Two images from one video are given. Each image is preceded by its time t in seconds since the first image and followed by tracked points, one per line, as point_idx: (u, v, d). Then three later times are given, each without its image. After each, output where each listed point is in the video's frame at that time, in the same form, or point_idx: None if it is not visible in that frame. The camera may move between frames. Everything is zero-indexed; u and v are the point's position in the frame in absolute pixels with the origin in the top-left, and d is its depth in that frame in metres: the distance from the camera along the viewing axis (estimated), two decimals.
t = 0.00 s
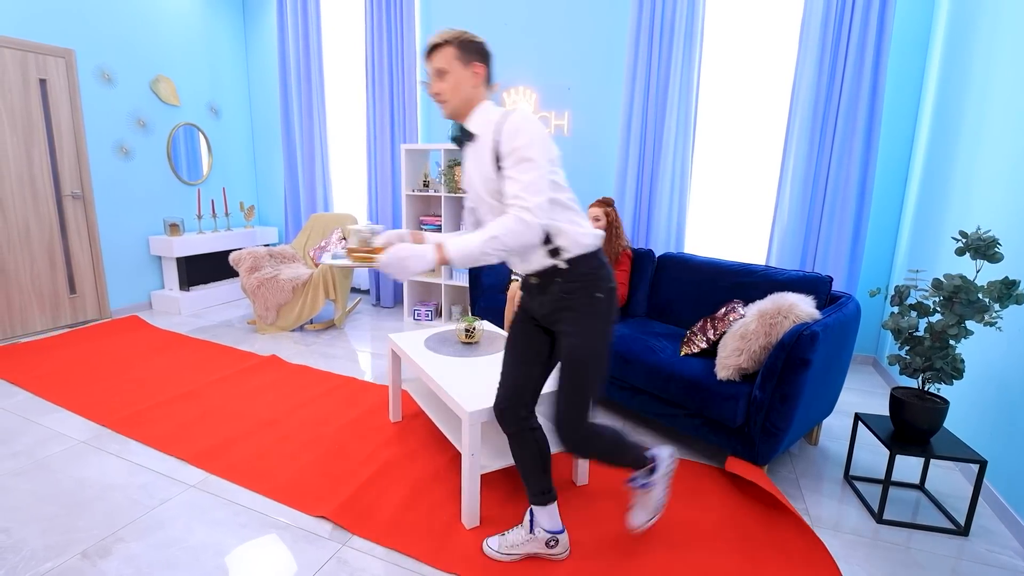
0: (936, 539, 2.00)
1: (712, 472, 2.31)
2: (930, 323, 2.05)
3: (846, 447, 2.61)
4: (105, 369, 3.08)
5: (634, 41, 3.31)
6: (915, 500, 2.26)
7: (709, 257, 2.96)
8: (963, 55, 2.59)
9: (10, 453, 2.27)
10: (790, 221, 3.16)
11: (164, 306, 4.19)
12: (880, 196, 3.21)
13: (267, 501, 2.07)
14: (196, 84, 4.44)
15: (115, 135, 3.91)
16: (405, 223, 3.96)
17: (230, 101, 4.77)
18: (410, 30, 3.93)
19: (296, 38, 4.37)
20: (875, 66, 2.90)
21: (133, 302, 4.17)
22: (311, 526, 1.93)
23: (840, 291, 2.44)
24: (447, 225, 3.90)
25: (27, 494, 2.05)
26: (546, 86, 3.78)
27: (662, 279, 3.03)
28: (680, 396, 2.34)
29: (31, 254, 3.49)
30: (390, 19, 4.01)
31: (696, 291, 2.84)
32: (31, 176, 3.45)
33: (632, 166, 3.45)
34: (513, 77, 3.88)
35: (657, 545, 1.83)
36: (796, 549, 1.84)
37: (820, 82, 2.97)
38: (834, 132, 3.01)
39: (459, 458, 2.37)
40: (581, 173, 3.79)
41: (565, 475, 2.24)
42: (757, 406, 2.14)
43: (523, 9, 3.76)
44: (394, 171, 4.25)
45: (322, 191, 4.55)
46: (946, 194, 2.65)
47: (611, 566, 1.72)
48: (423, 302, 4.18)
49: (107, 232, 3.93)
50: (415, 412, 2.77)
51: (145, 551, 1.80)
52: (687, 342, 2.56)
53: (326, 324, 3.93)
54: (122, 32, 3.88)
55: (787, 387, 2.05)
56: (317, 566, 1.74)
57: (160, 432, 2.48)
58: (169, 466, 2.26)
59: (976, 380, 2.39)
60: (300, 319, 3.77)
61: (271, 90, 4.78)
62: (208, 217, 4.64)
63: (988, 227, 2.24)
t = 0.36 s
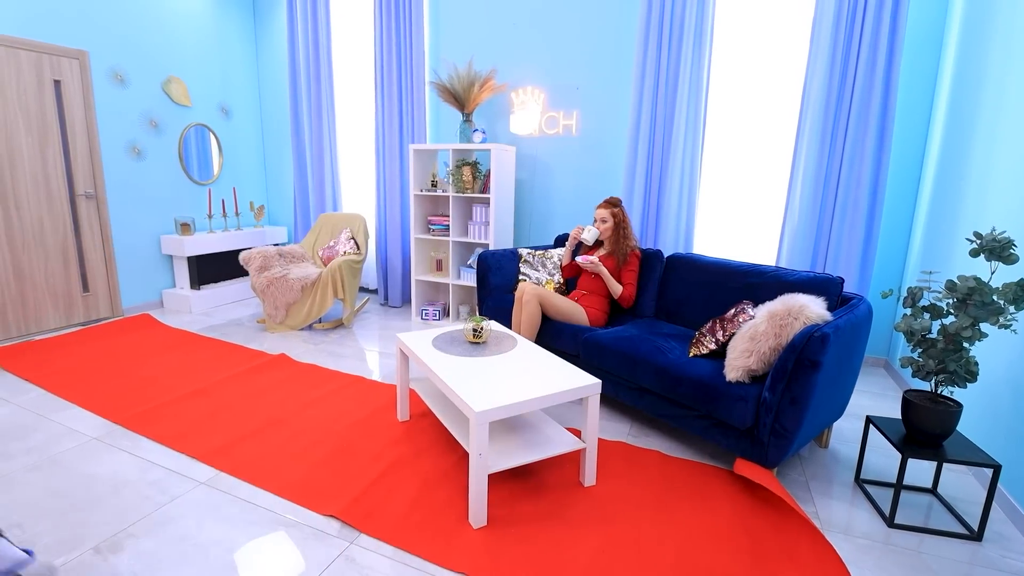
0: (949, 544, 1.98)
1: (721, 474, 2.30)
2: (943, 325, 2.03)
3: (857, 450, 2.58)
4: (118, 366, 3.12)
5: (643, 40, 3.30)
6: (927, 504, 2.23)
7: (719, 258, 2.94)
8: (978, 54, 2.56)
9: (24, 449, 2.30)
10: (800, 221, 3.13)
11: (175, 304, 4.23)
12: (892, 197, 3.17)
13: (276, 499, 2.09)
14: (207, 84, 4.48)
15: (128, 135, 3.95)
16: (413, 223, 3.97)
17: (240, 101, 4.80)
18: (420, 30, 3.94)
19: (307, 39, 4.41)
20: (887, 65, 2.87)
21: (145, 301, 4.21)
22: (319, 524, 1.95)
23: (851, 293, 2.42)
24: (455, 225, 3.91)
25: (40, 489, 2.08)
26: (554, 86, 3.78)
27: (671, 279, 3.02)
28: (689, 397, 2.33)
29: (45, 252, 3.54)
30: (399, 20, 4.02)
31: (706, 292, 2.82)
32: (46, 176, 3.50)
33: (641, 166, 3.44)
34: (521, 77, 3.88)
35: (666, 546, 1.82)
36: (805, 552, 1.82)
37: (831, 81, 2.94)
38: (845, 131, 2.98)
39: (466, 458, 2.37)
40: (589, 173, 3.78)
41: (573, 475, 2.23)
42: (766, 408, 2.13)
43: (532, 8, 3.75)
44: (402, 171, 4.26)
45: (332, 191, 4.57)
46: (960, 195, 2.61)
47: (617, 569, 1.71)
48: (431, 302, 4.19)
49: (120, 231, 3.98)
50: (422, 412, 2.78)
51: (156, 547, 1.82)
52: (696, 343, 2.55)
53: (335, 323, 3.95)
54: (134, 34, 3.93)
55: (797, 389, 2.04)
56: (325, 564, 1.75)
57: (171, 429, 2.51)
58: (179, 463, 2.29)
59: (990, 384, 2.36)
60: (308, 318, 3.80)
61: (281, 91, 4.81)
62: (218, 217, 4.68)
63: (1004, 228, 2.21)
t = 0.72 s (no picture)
0: (952, 545, 1.97)
1: (722, 474, 2.30)
2: (947, 325, 2.02)
3: (861, 451, 2.57)
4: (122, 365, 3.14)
5: (647, 40, 3.30)
6: (931, 506, 2.22)
7: (722, 258, 2.93)
8: (983, 53, 2.54)
9: (28, 447, 2.31)
10: (804, 221, 3.12)
11: (177, 303, 4.24)
12: (896, 196, 3.16)
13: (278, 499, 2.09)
14: (211, 84, 4.49)
15: (131, 135, 3.96)
16: (416, 223, 3.97)
17: (243, 101, 4.81)
18: (422, 31, 3.94)
19: (309, 39, 4.41)
20: (891, 64, 2.86)
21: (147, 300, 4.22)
22: (322, 523, 1.95)
23: (854, 293, 2.41)
24: (457, 225, 3.91)
25: (44, 488, 2.08)
26: (557, 86, 3.78)
27: (674, 279, 3.01)
28: (691, 398, 2.33)
29: (48, 252, 3.55)
30: (401, 20, 4.02)
31: (709, 292, 2.82)
32: (48, 175, 3.50)
33: (643, 166, 3.44)
34: (524, 76, 3.88)
35: (670, 547, 1.82)
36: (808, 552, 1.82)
37: (835, 81, 2.94)
38: (849, 131, 2.97)
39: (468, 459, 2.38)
40: (591, 173, 3.78)
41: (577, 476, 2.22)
42: (769, 408, 2.12)
43: (535, 8, 3.75)
44: (404, 170, 4.27)
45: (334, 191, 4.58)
46: (964, 195, 2.60)
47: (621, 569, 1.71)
48: (433, 302, 4.19)
49: (123, 230, 3.99)
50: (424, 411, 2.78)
51: (159, 546, 1.83)
52: (698, 344, 2.55)
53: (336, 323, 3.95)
54: (138, 35, 3.94)
55: (800, 389, 2.03)
56: (327, 563, 1.76)
57: (174, 427, 2.52)
58: (183, 462, 2.29)
59: (994, 385, 2.35)
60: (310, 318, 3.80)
61: (284, 90, 4.82)
62: (220, 217, 4.69)
63: (1008, 229, 2.20)
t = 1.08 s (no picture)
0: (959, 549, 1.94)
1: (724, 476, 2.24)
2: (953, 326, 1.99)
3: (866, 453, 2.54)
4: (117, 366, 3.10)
5: (648, 37, 3.27)
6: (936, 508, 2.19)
7: (724, 257, 2.90)
8: (988, 48, 2.51)
9: (20, 450, 2.28)
10: (807, 220, 3.09)
11: (173, 304, 4.21)
12: (901, 195, 3.13)
13: (275, 503, 2.05)
14: (206, 82, 4.46)
15: (125, 133, 3.93)
16: (414, 222, 3.94)
17: (240, 99, 4.79)
18: (420, 28, 3.90)
19: (306, 36, 4.38)
20: (896, 61, 2.82)
21: (142, 300, 4.19)
22: (318, 527, 1.92)
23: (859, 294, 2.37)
24: (456, 224, 3.88)
25: (36, 491, 2.05)
26: (557, 83, 3.74)
27: (675, 279, 2.98)
28: (693, 399, 2.29)
29: (42, 251, 3.52)
30: (399, 17, 3.99)
31: (711, 292, 2.78)
32: (41, 173, 3.47)
33: (645, 164, 3.40)
34: (524, 74, 3.85)
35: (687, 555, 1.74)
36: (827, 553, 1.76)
37: (839, 78, 2.90)
38: (853, 130, 2.94)
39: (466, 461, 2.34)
40: (592, 172, 3.75)
41: (582, 476, 2.20)
42: (773, 410, 2.09)
43: (534, 5, 3.72)
44: (402, 169, 4.23)
45: (332, 190, 4.55)
46: (970, 193, 2.57)
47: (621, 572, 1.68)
48: (431, 302, 4.16)
49: (117, 230, 3.96)
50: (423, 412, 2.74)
51: (153, 550, 1.79)
52: (701, 345, 2.51)
53: (334, 324, 3.91)
54: (132, 32, 3.92)
55: (804, 390, 2.00)
56: (323, 567, 1.73)
57: (169, 429, 2.48)
58: (177, 464, 2.26)
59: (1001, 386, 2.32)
60: (307, 318, 3.77)
61: (281, 89, 4.79)
62: (216, 216, 4.66)
63: (1015, 228, 2.17)
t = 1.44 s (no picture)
0: (965, 553, 1.91)
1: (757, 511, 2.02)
2: (959, 326, 1.95)
3: (871, 456, 2.50)
4: (112, 366, 3.07)
5: (649, 33, 3.24)
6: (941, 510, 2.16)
7: (727, 257, 2.86)
8: (995, 45, 2.47)
9: (12, 452, 2.24)
10: (811, 220, 3.05)
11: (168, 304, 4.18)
12: (906, 194, 3.09)
13: (272, 506, 2.02)
14: (203, 79, 4.43)
15: (119, 131, 3.91)
16: (413, 221, 3.91)
17: (236, 97, 4.75)
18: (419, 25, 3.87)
19: (303, 33, 4.34)
20: (902, 59, 2.79)
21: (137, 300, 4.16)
22: (316, 531, 1.90)
23: (864, 293, 2.34)
24: (455, 223, 3.85)
25: (29, 494, 2.01)
26: (557, 80, 3.71)
27: (677, 279, 2.94)
28: (696, 401, 2.26)
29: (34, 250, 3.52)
30: (397, 14, 3.96)
31: (714, 293, 2.75)
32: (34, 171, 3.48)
33: (646, 162, 3.37)
34: (524, 71, 3.82)
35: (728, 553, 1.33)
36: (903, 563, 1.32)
37: (843, 75, 2.87)
38: (858, 128, 2.90)
39: (465, 464, 2.31)
40: (593, 170, 3.72)
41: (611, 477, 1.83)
42: (776, 412, 2.06)
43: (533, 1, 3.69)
44: (401, 167, 4.20)
45: (330, 189, 4.52)
46: (976, 191, 2.53)
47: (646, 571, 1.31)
48: (430, 302, 4.13)
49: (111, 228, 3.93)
50: (421, 412, 2.71)
51: (148, 554, 1.76)
52: (703, 345, 2.48)
53: (331, 325, 3.88)
54: (127, 30, 3.88)
55: (808, 391, 1.97)
56: (322, 570, 1.72)
57: (164, 430, 2.45)
58: (172, 466, 2.22)
59: (1009, 388, 2.28)
60: (304, 319, 3.73)
61: (278, 87, 4.76)
62: (212, 214, 4.63)
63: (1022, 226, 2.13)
